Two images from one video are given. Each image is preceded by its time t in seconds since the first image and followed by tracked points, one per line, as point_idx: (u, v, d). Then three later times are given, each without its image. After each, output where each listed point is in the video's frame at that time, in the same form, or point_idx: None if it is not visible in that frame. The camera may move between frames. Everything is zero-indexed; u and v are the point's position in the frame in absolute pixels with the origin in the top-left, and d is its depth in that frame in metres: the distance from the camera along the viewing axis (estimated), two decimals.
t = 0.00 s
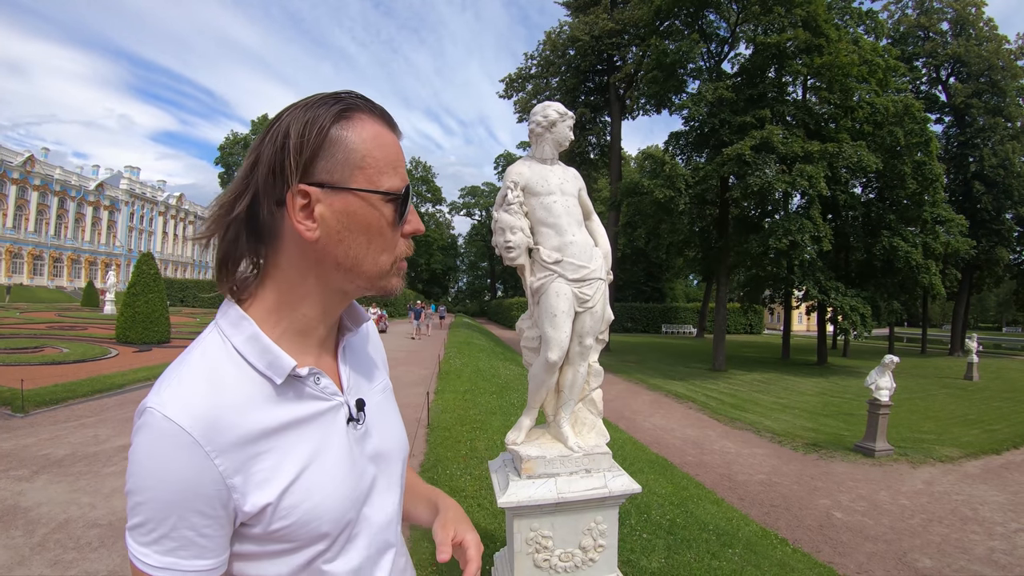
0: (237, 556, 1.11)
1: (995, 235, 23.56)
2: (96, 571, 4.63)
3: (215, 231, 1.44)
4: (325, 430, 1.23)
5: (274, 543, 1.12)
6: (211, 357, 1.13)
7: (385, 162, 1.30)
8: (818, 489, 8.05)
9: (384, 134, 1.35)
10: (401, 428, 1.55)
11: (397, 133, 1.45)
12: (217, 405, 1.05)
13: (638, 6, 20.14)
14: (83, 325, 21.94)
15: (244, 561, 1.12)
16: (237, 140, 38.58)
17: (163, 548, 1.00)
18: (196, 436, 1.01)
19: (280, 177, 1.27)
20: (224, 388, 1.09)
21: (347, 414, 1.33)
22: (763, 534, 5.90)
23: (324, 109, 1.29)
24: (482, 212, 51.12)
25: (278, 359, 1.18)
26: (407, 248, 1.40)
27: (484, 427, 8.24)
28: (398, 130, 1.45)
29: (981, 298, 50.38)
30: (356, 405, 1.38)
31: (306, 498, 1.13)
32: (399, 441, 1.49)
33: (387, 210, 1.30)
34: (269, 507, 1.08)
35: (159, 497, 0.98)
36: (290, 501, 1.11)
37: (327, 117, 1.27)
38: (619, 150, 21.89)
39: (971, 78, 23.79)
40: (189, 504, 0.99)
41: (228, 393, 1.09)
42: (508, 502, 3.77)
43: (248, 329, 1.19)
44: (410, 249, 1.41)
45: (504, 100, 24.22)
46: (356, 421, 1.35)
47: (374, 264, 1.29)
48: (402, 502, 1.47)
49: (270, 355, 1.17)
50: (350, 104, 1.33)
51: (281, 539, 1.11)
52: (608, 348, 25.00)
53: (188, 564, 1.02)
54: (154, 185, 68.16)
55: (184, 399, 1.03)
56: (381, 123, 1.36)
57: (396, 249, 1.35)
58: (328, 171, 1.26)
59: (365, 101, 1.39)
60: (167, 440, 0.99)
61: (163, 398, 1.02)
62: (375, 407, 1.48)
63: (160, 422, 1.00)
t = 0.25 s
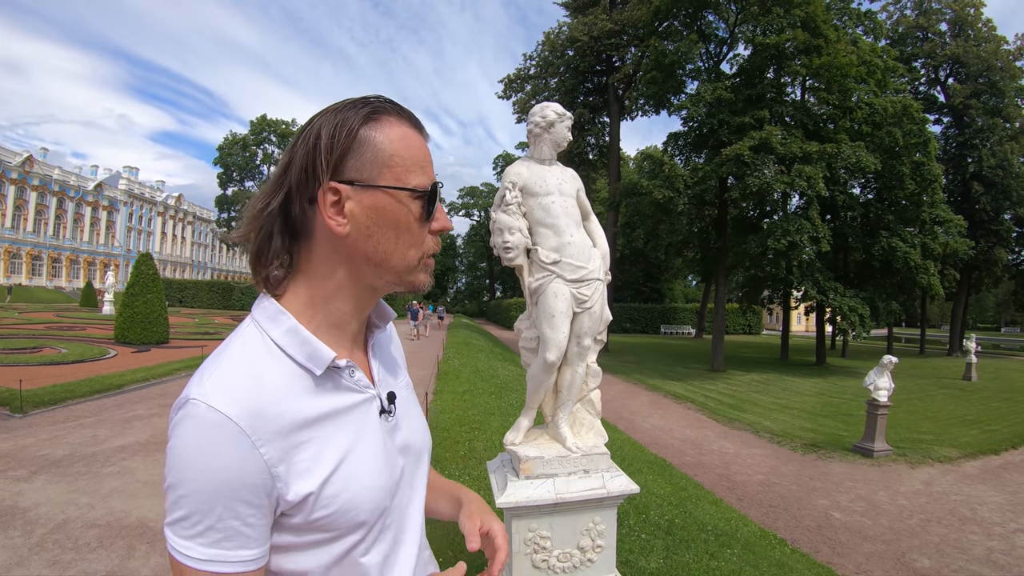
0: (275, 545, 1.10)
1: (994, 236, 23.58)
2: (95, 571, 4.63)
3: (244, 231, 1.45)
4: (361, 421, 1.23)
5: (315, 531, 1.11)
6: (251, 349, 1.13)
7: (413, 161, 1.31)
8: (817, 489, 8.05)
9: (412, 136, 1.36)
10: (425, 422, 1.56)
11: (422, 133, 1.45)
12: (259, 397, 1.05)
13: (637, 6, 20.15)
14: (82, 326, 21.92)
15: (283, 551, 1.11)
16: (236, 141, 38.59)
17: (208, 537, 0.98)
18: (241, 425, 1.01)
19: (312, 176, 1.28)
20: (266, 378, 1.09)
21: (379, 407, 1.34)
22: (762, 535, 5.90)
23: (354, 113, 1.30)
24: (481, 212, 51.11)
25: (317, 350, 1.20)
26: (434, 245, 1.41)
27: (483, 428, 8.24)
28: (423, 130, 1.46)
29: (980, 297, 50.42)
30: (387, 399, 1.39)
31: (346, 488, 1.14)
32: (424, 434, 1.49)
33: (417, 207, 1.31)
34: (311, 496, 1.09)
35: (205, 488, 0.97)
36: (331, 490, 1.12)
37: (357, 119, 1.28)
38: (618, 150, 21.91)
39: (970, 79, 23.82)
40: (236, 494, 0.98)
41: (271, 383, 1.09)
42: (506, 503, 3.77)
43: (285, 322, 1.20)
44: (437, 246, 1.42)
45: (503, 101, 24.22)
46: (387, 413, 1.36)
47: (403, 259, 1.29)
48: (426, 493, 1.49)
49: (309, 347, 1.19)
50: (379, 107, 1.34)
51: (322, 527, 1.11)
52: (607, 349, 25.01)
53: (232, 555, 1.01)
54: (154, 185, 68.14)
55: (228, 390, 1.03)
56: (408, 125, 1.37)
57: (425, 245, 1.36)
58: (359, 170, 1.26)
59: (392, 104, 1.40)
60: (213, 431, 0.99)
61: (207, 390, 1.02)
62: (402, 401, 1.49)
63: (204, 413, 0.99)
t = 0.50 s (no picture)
0: (315, 541, 1.09)
1: (992, 236, 23.62)
2: (93, 571, 4.62)
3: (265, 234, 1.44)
4: (392, 414, 1.24)
5: (352, 524, 1.11)
6: (284, 347, 1.13)
7: (436, 161, 1.32)
8: (816, 490, 8.06)
9: (434, 138, 1.36)
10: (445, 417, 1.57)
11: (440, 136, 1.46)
12: (299, 392, 1.05)
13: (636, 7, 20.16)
14: (80, 326, 21.88)
15: (321, 547, 1.10)
16: (235, 141, 38.56)
17: (253, 536, 0.96)
18: (283, 420, 1.00)
19: (339, 177, 1.28)
20: (302, 374, 1.09)
21: (406, 401, 1.35)
22: (760, 535, 5.90)
23: (377, 116, 1.30)
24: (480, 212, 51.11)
25: (350, 345, 1.20)
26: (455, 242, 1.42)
27: (482, 428, 8.25)
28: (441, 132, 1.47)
29: (978, 298, 50.48)
30: (414, 392, 1.40)
31: (381, 481, 1.14)
32: (446, 429, 1.50)
33: (441, 205, 1.31)
34: (351, 489, 1.08)
35: (249, 483, 0.95)
36: (369, 483, 1.12)
37: (381, 121, 1.29)
38: (617, 151, 21.92)
39: (969, 79, 23.87)
40: (281, 489, 0.97)
41: (309, 380, 1.09)
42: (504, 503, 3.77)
43: (316, 319, 1.20)
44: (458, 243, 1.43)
45: (502, 101, 24.22)
46: (414, 407, 1.37)
47: (426, 255, 1.30)
48: (449, 487, 1.50)
49: (343, 343, 1.19)
50: (401, 111, 1.35)
51: (359, 520, 1.11)
52: (606, 349, 25.01)
53: (280, 551, 0.99)
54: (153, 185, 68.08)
55: (269, 386, 1.02)
56: (429, 127, 1.37)
57: (448, 242, 1.36)
58: (385, 170, 1.27)
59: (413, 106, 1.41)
60: (257, 427, 0.98)
61: (248, 386, 1.01)
62: (425, 397, 1.50)
63: (248, 410, 0.98)
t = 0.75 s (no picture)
0: (336, 542, 1.09)
1: (991, 237, 23.66)
2: (92, 572, 4.62)
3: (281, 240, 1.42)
4: (409, 413, 1.24)
5: (370, 525, 1.11)
6: (303, 349, 1.13)
7: (450, 162, 1.33)
8: (814, 490, 8.07)
9: (447, 139, 1.37)
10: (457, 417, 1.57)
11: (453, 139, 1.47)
12: (321, 393, 1.05)
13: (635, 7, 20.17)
14: (79, 326, 21.84)
15: (342, 549, 1.10)
16: (234, 141, 38.52)
17: (277, 539, 0.96)
18: (307, 422, 1.00)
19: (355, 178, 1.28)
20: (323, 375, 1.09)
21: (421, 400, 1.35)
22: (759, 535, 5.90)
23: (391, 119, 1.31)
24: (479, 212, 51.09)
25: (368, 345, 1.20)
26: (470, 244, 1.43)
27: (481, 428, 8.25)
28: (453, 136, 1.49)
29: (977, 298, 50.55)
30: (427, 392, 1.41)
31: (402, 478, 1.14)
32: (457, 429, 1.50)
33: (457, 205, 1.33)
34: (371, 490, 1.09)
35: (277, 487, 0.95)
36: (388, 482, 1.12)
37: (398, 122, 1.30)
38: (616, 151, 21.93)
39: (967, 80, 23.92)
40: (305, 491, 0.97)
41: (330, 382, 1.08)
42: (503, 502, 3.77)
43: (333, 321, 1.20)
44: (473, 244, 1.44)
45: (501, 101, 24.21)
46: (428, 406, 1.37)
47: (442, 254, 1.30)
48: (462, 486, 1.50)
49: (361, 343, 1.19)
50: (415, 114, 1.36)
51: (377, 521, 1.11)
52: (605, 349, 25.02)
53: (304, 552, 0.98)
54: (151, 184, 68.00)
55: (291, 388, 1.02)
56: (442, 130, 1.38)
57: (464, 241, 1.36)
58: (402, 171, 1.27)
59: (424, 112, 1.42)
60: (280, 431, 0.97)
61: (272, 389, 1.00)
62: (437, 397, 1.51)
63: (271, 414, 0.98)
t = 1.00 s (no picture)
0: (321, 536, 1.08)
1: (990, 236, 23.67)
2: (92, 571, 4.61)
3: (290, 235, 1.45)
4: (404, 409, 1.24)
5: (358, 519, 1.11)
6: (298, 340, 1.14)
7: (450, 162, 1.31)
8: (813, 489, 8.07)
9: (448, 138, 1.36)
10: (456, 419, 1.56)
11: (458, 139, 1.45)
12: (312, 384, 1.06)
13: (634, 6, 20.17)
14: (78, 325, 21.81)
15: (329, 543, 1.10)
16: (233, 140, 38.47)
17: (260, 527, 0.96)
18: (297, 412, 1.01)
19: (353, 178, 1.29)
20: (315, 366, 1.10)
21: (418, 398, 1.35)
22: (758, 534, 5.90)
23: (390, 120, 1.31)
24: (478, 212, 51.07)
25: (364, 338, 1.21)
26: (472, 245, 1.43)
27: (480, 427, 8.24)
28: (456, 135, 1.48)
29: (976, 298, 50.60)
30: (425, 391, 1.41)
31: (392, 475, 1.14)
32: (455, 430, 1.49)
33: (457, 204, 1.32)
34: (361, 483, 1.08)
35: (262, 476, 0.95)
36: (379, 477, 1.12)
37: (396, 123, 1.29)
38: (615, 150, 21.94)
39: (966, 79, 23.94)
40: (290, 482, 0.97)
41: (322, 374, 1.09)
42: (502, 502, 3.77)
43: (330, 313, 1.21)
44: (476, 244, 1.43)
45: (500, 100, 24.20)
46: (425, 405, 1.37)
47: (438, 257, 1.29)
48: (457, 488, 1.49)
49: (357, 336, 1.20)
50: (415, 113, 1.35)
51: (366, 516, 1.11)
52: (604, 348, 25.02)
53: (288, 542, 0.98)
54: (150, 184, 67.92)
55: (283, 377, 1.03)
56: (442, 130, 1.37)
57: (464, 243, 1.35)
58: (400, 172, 1.27)
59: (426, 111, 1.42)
60: (269, 419, 0.98)
61: (262, 377, 1.02)
62: (437, 396, 1.51)
63: (262, 401, 0.99)
